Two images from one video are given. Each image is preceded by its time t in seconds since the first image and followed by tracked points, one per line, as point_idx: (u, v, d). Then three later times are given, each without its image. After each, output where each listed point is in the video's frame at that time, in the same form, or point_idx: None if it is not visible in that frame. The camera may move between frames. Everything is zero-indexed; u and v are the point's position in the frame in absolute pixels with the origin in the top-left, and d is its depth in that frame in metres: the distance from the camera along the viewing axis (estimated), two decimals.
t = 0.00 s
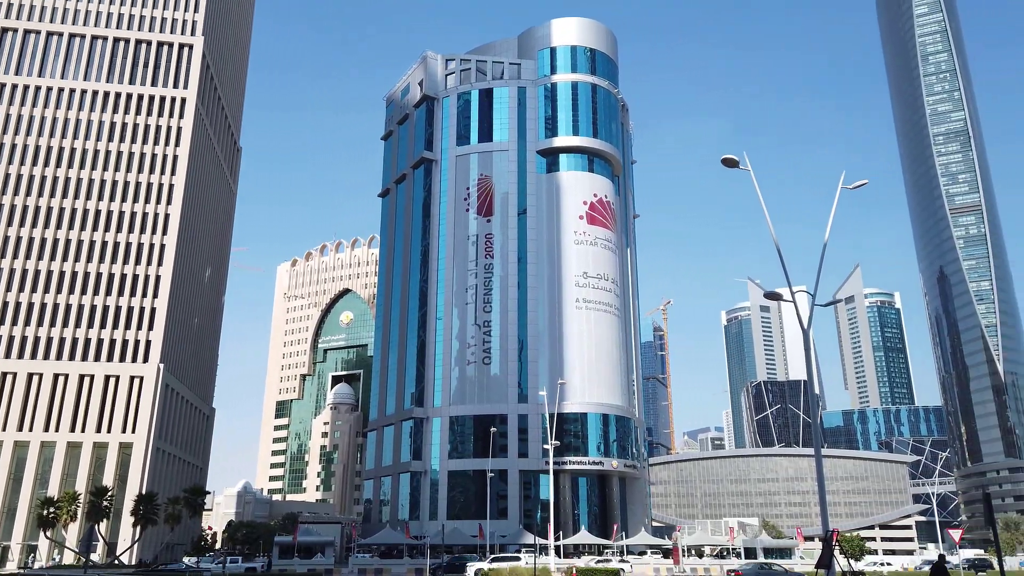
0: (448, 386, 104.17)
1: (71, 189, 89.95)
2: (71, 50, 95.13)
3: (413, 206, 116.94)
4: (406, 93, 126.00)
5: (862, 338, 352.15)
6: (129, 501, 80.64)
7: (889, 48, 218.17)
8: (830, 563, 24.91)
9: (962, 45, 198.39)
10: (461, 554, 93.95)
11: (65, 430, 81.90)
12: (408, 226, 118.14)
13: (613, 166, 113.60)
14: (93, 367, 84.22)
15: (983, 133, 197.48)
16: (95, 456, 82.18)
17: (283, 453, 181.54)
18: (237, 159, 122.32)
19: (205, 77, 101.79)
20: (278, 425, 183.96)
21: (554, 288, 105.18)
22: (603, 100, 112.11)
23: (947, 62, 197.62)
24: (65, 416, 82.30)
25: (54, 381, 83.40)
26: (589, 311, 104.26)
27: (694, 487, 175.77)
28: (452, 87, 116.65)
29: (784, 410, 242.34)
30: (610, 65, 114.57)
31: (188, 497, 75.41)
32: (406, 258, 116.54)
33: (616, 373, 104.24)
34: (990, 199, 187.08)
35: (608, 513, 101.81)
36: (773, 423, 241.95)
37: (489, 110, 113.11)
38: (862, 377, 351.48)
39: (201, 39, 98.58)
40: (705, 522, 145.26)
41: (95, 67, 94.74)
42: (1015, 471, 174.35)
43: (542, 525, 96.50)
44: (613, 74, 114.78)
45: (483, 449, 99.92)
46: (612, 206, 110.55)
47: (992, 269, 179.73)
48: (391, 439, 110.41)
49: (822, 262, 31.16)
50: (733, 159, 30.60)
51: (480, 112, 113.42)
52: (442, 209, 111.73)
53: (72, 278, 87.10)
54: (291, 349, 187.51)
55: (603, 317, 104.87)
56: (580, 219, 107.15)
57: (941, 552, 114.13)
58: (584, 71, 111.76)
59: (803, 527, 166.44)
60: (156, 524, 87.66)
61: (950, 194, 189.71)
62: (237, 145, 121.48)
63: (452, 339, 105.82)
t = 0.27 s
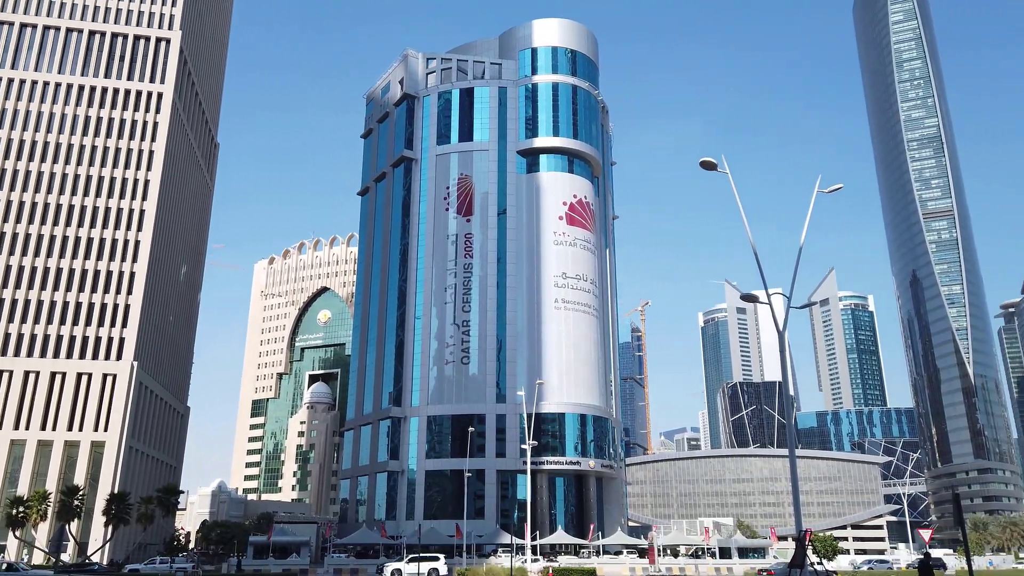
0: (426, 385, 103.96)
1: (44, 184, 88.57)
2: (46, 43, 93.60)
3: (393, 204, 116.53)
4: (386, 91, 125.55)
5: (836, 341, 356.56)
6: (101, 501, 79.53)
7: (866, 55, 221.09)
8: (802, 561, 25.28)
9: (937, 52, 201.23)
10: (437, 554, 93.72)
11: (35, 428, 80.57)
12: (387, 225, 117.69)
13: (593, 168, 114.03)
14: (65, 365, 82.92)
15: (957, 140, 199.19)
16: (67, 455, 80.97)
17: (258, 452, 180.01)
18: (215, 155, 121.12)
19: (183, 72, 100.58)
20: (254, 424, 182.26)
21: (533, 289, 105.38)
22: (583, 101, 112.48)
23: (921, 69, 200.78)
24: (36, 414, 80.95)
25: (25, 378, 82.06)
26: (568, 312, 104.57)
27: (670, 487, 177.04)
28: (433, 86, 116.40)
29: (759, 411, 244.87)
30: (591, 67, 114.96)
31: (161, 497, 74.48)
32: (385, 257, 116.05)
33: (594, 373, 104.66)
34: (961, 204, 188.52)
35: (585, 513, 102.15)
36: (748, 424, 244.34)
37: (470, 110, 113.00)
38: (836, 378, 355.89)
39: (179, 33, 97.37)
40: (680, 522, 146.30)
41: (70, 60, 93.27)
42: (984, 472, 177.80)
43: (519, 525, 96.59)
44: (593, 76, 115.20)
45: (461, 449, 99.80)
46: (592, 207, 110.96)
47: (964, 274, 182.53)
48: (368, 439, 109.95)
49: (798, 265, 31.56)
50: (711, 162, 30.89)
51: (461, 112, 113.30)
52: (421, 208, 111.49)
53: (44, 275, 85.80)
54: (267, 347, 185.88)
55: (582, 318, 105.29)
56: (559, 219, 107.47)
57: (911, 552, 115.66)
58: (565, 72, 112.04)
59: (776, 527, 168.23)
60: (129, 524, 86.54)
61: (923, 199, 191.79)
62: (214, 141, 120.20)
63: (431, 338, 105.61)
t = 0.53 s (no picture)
0: (403, 385, 103.66)
1: (15, 178, 87.13)
2: (18, 35, 92.04)
3: (371, 203, 116.00)
4: (366, 88, 124.93)
5: (810, 343, 360.94)
6: (71, 500, 78.33)
7: (842, 61, 224.44)
8: (774, 562, 25.52)
9: (911, 59, 205.09)
10: (413, 553, 93.48)
11: (4, 426, 79.13)
12: (365, 223, 117.07)
13: (572, 168, 114.42)
14: (35, 362, 81.56)
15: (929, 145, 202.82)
16: (36, 454, 79.64)
17: (232, 452, 178.12)
18: (191, 151, 119.78)
19: (159, 66, 99.31)
20: (228, 423, 180.27)
21: (511, 289, 105.53)
22: (563, 102, 112.80)
23: (895, 76, 204.64)
24: (5, 412, 79.53)
25: None
26: (546, 312, 104.85)
27: (645, 487, 178.10)
28: (413, 85, 116.01)
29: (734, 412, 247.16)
30: (571, 68, 115.33)
31: (133, 497, 73.51)
32: (363, 256, 115.43)
33: (572, 373, 105.03)
34: (933, 209, 191.59)
35: (561, 513, 102.44)
36: (723, 425, 246.51)
37: (450, 109, 112.86)
38: (809, 380, 360.20)
39: (155, 26, 96.13)
40: (655, 522, 147.15)
41: (43, 52, 91.78)
42: (952, 473, 181.20)
43: (495, 525, 96.59)
44: (573, 77, 115.58)
45: (437, 449, 99.64)
46: (571, 208, 111.35)
47: (934, 277, 185.02)
48: (344, 438, 109.36)
49: (773, 267, 31.85)
50: (689, 165, 31.08)
51: (441, 111, 113.10)
52: (400, 207, 111.11)
53: (15, 270, 84.36)
54: (242, 346, 183.95)
55: (560, 318, 105.60)
56: (538, 220, 107.70)
57: (881, 552, 117.18)
58: (545, 73, 112.30)
59: (750, 526, 169.86)
60: (99, 524, 85.34)
61: (895, 204, 194.87)
62: (190, 137, 118.83)
63: (408, 338, 105.29)
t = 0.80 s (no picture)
0: (380, 384, 103.26)
1: None
2: None
3: (350, 201, 115.42)
4: (345, 86, 124.28)
5: (784, 345, 365.11)
6: (40, 500, 77.00)
7: (818, 67, 227.43)
8: (748, 561, 25.85)
9: (885, 66, 208.42)
10: (388, 553, 93.16)
11: None
12: (343, 222, 116.36)
13: (551, 169, 114.76)
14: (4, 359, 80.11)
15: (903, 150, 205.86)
16: (4, 452, 78.17)
17: (206, 451, 176.23)
18: (166, 147, 118.33)
19: (134, 60, 97.93)
20: (202, 422, 178.28)
21: (490, 289, 105.59)
22: (543, 103, 113.04)
23: (869, 82, 207.85)
24: None
25: None
26: (523, 312, 105.04)
27: (621, 487, 179.07)
28: (392, 83, 115.54)
29: (709, 413, 249.25)
30: (551, 69, 115.63)
31: (104, 496, 72.42)
32: (341, 254, 114.72)
33: (549, 374, 105.25)
34: (906, 213, 194.44)
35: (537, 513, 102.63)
36: (698, 425, 248.55)
37: (429, 107, 112.62)
38: (783, 382, 364.28)
39: (131, 20, 94.76)
40: (631, 522, 147.97)
41: (15, 45, 90.17)
42: (922, 474, 184.42)
43: (471, 525, 96.50)
44: (553, 78, 115.90)
45: (413, 449, 99.40)
46: (549, 208, 111.66)
47: (906, 281, 187.80)
48: (319, 438, 108.71)
49: (749, 269, 32.31)
50: (667, 167, 31.32)
51: (420, 110, 112.84)
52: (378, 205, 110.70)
53: None
54: (217, 344, 181.96)
55: (538, 319, 105.81)
56: (517, 220, 107.87)
57: (852, 551, 119.21)
58: (525, 74, 112.54)
59: (724, 526, 171.37)
60: (69, 523, 83.99)
61: (869, 208, 197.78)
62: (166, 132, 117.34)
63: (385, 337, 104.85)
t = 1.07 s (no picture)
0: (356, 384, 102.75)
1: None
2: None
3: (327, 199, 114.72)
4: (324, 84, 123.51)
5: (759, 348, 369.01)
6: (8, 500, 75.62)
7: (794, 72, 230.37)
8: (722, 560, 26.11)
9: (860, 73, 211.73)
10: (364, 554, 92.67)
11: None
12: (320, 220, 115.61)
13: (530, 170, 114.94)
14: None
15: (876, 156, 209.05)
16: None
17: (179, 450, 174.16)
18: (141, 142, 116.80)
19: (109, 53, 96.53)
20: (176, 421, 176.23)
21: (468, 289, 105.53)
22: (523, 104, 113.24)
23: (844, 88, 210.98)
24: None
25: None
26: (501, 312, 105.12)
27: (597, 487, 179.83)
28: (372, 81, 115.01)
29: (684, 414, 251.03)
30: (531, 70, 115.87)
31: (73, 496, 71.27)
32: (318, 253, 113.99)
33: (527, 375, 105.43)
34: (879, 218, 197.49)
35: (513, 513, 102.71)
36: (674, 426, 250.17)
37: (409, 106, 112.33)
38: (758, 384, 368.03)
39: (106, 13, 93.42)
40: (606, 523, 148.59)
41: None
42: (892, 475, 187.44)
43: (447, 526, 96.33)
44: (533, 79, 116.13)
45: (390, 449, 99.05)
46: (528, 209, 111.81)
47: (878, 285, 190.69)
48: (295, 437, 107.94)
49: (725, 272, 32.59)
50: (645, 170, 31.60)
51: (400, 108, 112.48)
52: (357, 204, 110.21)
53: None
54: (191, 342, 179.91)
55: (516, 319, 105.94)
56: (496, 220, 107.93)
57: (824, 551, 121.01)
58: (505, 74, 112.66)
59: (697, 526, 172.90)
60: (37, 524, 82.54)
61: (843, 213, 200.56)
62: (141, 127, 115.77)
63: (363, 337, 104.39)
